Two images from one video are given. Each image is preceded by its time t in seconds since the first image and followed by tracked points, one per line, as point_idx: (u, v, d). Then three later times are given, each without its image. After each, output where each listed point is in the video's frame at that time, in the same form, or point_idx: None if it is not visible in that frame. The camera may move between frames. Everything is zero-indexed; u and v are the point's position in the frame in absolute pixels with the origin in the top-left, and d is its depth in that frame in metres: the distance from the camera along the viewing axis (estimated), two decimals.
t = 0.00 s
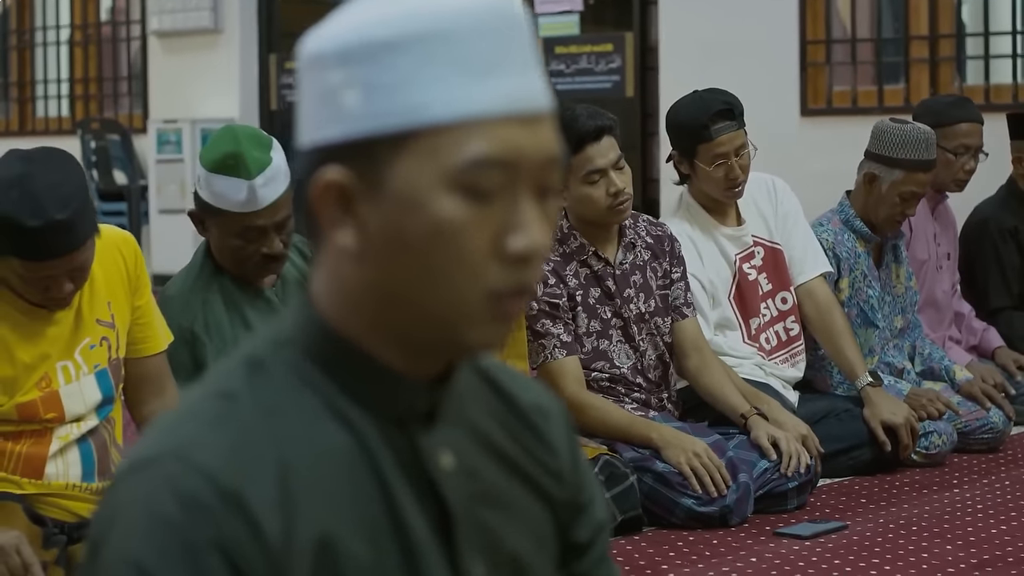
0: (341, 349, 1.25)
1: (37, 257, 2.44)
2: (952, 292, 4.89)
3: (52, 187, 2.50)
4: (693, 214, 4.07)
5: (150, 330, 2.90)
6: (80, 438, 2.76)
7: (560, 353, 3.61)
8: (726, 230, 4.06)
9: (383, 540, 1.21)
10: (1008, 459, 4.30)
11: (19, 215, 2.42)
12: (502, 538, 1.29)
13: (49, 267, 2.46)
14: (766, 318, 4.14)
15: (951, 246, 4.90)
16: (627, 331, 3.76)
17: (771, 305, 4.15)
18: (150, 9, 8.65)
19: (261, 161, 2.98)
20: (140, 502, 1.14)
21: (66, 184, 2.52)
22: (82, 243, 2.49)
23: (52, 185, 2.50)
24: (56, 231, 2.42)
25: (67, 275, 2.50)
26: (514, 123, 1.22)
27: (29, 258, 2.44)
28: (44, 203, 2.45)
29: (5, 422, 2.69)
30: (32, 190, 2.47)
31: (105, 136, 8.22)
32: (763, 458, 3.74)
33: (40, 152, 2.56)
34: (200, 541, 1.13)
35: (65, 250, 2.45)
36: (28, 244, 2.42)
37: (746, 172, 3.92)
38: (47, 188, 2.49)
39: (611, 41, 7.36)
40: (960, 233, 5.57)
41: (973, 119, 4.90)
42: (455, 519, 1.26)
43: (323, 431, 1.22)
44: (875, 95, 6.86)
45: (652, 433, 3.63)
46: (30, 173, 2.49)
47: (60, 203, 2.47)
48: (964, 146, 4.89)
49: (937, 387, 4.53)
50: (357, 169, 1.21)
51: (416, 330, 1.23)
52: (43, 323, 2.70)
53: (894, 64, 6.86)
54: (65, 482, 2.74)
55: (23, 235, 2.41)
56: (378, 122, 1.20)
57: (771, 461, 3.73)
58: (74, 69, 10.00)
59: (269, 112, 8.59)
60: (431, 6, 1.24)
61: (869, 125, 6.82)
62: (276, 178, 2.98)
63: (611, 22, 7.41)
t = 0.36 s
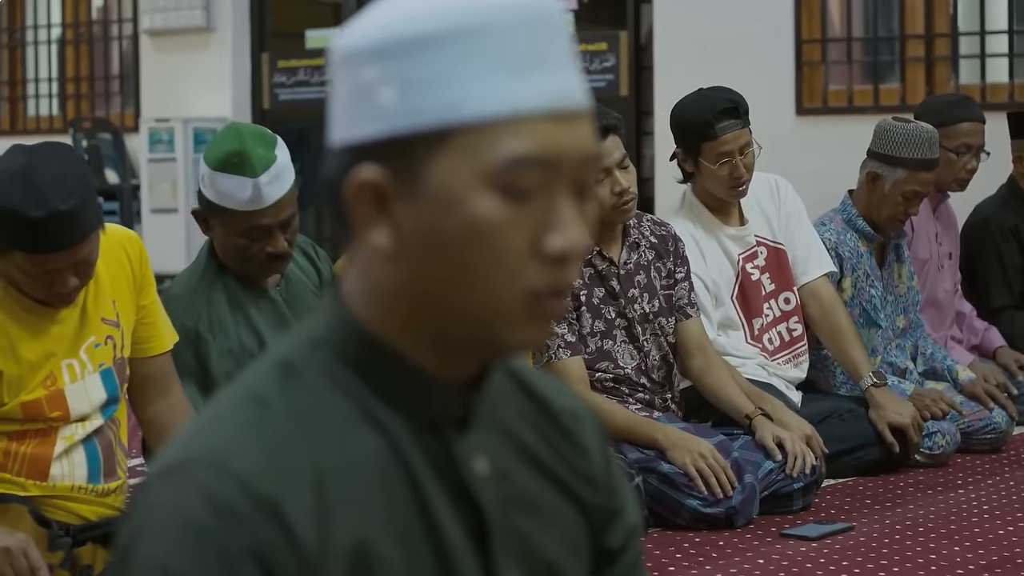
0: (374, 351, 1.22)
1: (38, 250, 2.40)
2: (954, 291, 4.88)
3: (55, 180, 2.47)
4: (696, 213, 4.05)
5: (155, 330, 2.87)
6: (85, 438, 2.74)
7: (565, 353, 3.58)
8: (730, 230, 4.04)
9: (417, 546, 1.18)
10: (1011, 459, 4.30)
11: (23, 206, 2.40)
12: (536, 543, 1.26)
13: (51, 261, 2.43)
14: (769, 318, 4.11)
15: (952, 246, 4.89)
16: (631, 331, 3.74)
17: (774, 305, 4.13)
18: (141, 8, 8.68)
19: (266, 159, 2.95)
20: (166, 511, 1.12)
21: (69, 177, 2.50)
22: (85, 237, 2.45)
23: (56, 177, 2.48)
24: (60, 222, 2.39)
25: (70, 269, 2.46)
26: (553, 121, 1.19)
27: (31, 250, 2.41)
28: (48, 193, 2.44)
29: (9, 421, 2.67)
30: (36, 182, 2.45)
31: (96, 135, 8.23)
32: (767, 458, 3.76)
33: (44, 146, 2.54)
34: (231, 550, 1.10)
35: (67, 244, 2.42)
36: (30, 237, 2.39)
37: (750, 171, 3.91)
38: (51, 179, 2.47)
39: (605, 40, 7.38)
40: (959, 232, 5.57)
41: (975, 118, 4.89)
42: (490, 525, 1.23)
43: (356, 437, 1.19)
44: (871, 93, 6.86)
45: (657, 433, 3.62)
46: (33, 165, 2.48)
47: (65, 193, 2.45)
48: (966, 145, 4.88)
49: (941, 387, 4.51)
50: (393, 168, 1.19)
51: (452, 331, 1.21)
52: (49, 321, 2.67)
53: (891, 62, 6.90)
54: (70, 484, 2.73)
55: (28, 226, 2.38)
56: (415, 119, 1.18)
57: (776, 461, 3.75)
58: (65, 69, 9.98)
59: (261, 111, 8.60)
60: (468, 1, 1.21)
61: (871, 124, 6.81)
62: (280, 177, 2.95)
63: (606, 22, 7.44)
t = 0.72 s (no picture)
0: (397, 351, 1.19)
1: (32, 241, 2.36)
2: (948, 287, 4.86)
3: (45, 172, 2.45)
4: (692, 211, 4.01)
5: (152, 327, 2.84)
6: (83, 437, 2.72)
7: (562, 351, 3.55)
8: (726, 228, 4.01)
9: (443, 549, 1.15)
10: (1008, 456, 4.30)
11: (15, 196, 2.38)
12: (563, 546, 1.23)
13: (43, 253, 2.39)
14: (764, 316, 4.09)
15: (947, 242, 4.88)
16: (628, 328, 3.73)
17: (768, 304, 4.10)
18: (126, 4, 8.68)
19: (263, 155, 2.94)
20: (192, 515, 1.09)
21: (61, 168, 2.48)
22: (80, 227, 2.42)
23: (46, 167, 2.46)
24: (52, 211, 2.37)
25: (65, 260, 2.43)
26: (581, 115, 1.17)
27: (26, 241, 2.38)
28: (42, 182, 2.42)
29: (5, 420, 2.65)
30: (28, 173, 2.43)
31: (81, 131, 8.21)
32: (765, 456, 3.75)
33: (35, 138, 2.53)
34: (257, 552, 1.08)
35: (61, 234, 2.39)
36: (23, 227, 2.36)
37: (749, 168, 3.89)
38: (43, 170, 2.45)
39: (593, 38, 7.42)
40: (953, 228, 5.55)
41: (970, 114, 4.88)
42: (518, 527, 1.20)
43: (381, 440, 1.16)
44: (860, 90, 6.82)
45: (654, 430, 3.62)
46: (24, 158, 2.46)
47: (58, 181, 2.43)
48: (961, 141, 4.87)
49: (935, 384, 4.52)
50: (418, 163, 1.16)
51: (478, 329, 1.18)
52: (43, 317, 2.65)
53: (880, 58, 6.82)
54: (67, 484, 2.71)
55: (20, 215, 2.36)
56: (440, 114, 1.15)
57: (775, 459, 3.74)
58: (49, 64, 9.93)
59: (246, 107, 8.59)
60: None
61: (862, 121, 6.78)
62: (278, 173, 2.94)
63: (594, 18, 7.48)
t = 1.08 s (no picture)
0: (421, 351, 1.16)
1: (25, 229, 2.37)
2: (941, 287, 4.85)
3: (37, 160, 2.47)
4: (683, 212, 3.97)
5: (148, 329, 2.82)
6: (79, 440, 2.69)
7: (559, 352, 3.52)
8: (718, 229, 3.98)
9: (471, 552, 1.13)
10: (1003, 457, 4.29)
11: (7, 183, 2.40)
12: (592, 549, 1.21)
13: (36, 242, 2.40)
14: (758, 316, 4.06)
15: (940, 242, 4.87)
16: (624, 328, 3.72)
17: (761, 304, 4.07)
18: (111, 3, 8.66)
19: (261, 156, 2.96)
20: (216, 521, 1.06)
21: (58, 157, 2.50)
22: (73, 215, 2.44)
23: (36, 155, 2.48)
24: (45, 196, 2.39)
25: (60, 251, 2.44)
26: (608, 111, 1.14)
27: (19, 230, 2.39)
28: (32, 168, 2.45)
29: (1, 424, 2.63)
30: (21, 158, 2.45)
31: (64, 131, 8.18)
32: (762, 457, 3.73)
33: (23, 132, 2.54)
34: (284, 558, 1.05)
35: (54, 223, 2.40)
36: (16, 214, 2.37)
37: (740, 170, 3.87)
38: (33, 157, 2.47)
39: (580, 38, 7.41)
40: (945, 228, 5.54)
41: (964, 114, 4.87)
42: (546, 531, 1.18)
43: (408, 442, 1.14)
44: (847, 89, 6.81)
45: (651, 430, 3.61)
46: (14, 146, 2.47)
47: (50, 167, 2.46)
48: (955, 141, 4.85)
49: (929, 384, 4.51)
50: (444, 162, 1.13)
51: (504, 330, 1.15)
52: (37, 319, 2.63)
53: (868, 58, 6.80)
54: (63, 487, 2.69)
55: (14, 201, 2.37)
56: (467, 111, 1.12)
57: (771, 460, 3.72)
58: (34, 64, 9.91)
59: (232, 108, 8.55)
60: None
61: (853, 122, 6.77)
62: (275, 173, 2.96)
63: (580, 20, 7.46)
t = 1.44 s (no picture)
0: (447, 353, 1.14)
1: (15, 210, 2.40)
2: (933, 286, 4.85)
3: (25, 148, 2.51)
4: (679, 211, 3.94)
5: (145, 329, 2.80)
6: (75, 442, 2.67)
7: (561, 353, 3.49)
8: (714, 228, 3.95)
9: (498, 557, 1.11)
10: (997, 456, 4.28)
11: None
12: (617, 554, 1.19)
13: (28, 226, 2.42)
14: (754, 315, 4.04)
15: (933, 241, 4.86)
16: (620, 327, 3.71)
17: (756, 304, 4.05)
18: None
19: (262, 158, 2.97)
20: (238, 526, 1.03)
21: (50, 141, 2.55)
22: (66, 198, 2.47)
23: (24, 144, 2.51)
24: (37, 176, 2.43)
25: (55, 236, 2.46)
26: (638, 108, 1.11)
27: (11, 217, 2.41)
28: (22, 155, 2.48)
29: None
30: (12, 144, 2.50)
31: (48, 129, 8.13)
32: (759, 456, 3.71)
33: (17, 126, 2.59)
34: (311, 564, 1.02)
35: (46, 203, 2.43)
36: (7, 193, 2.40)
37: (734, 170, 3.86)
38: (22, 147, 2.50)
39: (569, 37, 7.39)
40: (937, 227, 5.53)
41: (957, 113, 4.86)
42: (573, 534, 1.16)
43: (435, 446, 1.12)
44: (834, 88, 6.82)
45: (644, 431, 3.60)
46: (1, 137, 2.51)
47: (40, 151, 2.50)
48: (949, 140, 4.84)
49: (923, 383, 4.50)
50: (471, 160, 1.10)
51: (532, 332, 1.13)
52: (33, 316, 2.61)
53: (855, 56, 6.77)
54: (59, 489, 2.66)
55: (4, 182, 2.41)
56: (496, 108, 1.09)
57: (768, 460, 3.70)
58: (17, 63, 9.84)
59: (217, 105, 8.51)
60: None
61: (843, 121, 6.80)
62: (276, 174, 2.97)
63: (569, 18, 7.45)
